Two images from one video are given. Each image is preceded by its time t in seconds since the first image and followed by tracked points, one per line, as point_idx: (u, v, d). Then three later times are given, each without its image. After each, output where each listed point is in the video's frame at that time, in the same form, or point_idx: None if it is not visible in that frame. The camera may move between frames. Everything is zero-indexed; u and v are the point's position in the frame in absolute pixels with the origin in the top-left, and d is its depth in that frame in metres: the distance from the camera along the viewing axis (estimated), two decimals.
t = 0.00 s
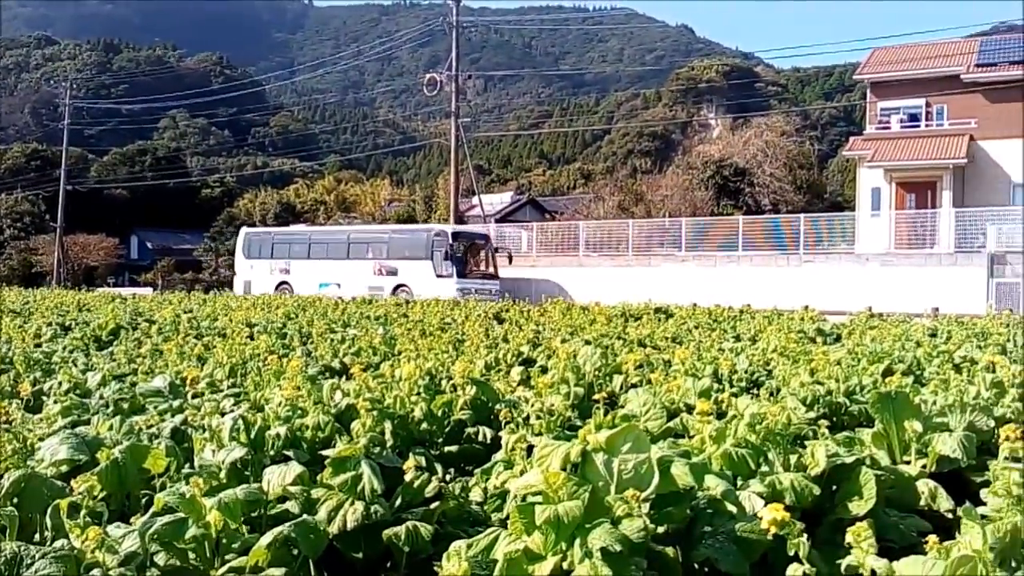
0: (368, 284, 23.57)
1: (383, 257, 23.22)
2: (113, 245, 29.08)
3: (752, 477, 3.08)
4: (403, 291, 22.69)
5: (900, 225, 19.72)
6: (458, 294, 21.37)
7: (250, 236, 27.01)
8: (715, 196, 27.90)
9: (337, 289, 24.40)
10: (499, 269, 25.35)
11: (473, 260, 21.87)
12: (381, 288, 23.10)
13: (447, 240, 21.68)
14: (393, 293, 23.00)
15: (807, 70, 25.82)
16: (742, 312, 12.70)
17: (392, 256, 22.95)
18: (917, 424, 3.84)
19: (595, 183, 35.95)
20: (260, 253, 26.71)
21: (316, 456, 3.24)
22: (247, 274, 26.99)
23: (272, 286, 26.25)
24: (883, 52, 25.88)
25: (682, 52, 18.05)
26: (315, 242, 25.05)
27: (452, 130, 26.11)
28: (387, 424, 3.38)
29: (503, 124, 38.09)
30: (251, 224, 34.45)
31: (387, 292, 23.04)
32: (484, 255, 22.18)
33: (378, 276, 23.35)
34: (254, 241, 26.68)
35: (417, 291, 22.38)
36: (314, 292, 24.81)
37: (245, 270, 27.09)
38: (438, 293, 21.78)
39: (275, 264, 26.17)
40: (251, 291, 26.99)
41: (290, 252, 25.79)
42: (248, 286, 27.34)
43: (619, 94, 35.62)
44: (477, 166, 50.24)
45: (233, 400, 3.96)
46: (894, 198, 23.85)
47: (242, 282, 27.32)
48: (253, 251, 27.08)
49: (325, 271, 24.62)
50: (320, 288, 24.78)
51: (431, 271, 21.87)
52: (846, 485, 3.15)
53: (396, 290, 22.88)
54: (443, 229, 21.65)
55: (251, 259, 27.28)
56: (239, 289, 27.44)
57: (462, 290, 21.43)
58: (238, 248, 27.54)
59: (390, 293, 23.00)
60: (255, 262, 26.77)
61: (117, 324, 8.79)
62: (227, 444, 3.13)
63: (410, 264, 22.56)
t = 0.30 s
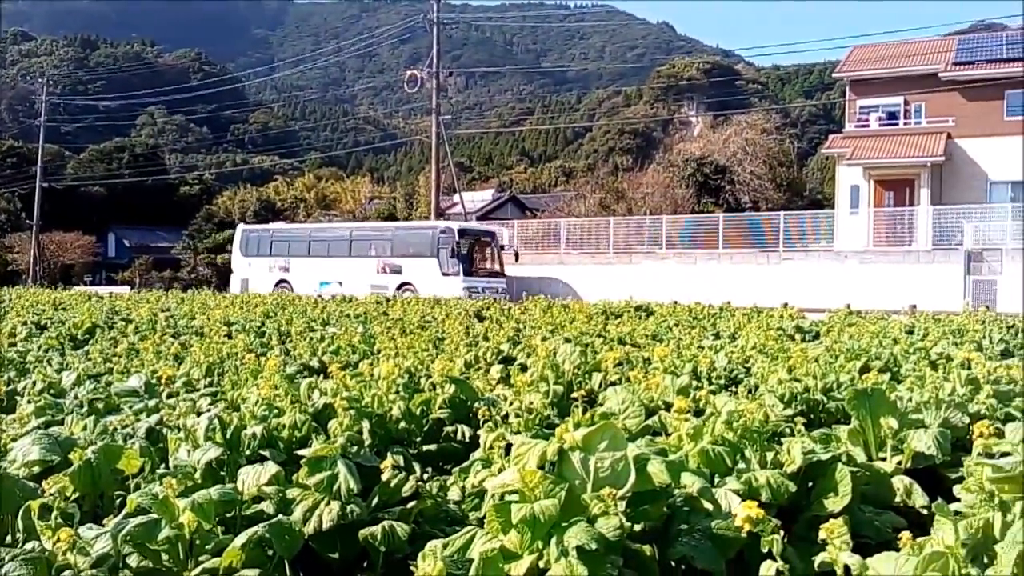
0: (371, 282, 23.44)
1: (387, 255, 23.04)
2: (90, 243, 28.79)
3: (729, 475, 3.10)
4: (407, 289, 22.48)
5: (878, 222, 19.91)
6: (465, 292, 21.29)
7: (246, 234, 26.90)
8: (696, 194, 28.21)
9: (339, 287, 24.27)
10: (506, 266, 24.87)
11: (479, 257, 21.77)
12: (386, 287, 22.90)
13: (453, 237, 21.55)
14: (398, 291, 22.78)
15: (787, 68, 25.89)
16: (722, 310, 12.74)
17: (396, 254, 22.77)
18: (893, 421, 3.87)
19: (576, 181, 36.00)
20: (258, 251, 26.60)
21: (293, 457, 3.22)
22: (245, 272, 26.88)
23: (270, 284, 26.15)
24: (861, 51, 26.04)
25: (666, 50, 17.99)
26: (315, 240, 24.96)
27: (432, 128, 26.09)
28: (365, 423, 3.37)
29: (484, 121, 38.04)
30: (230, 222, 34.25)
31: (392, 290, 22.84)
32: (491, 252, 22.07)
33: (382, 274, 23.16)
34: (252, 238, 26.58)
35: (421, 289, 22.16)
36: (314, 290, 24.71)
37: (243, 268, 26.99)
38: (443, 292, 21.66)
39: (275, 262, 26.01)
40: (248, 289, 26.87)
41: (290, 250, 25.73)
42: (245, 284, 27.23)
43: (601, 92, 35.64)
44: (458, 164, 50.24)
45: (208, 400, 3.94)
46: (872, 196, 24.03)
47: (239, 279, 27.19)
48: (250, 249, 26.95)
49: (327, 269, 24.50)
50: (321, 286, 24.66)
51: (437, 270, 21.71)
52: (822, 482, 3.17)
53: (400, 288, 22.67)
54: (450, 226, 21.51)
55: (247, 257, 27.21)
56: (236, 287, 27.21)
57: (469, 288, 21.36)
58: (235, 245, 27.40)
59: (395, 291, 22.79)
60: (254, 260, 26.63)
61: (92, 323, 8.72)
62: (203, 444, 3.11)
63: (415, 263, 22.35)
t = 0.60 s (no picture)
0: (372, 282, 23.26)
1: (389, 254, 22.87)
2: (63, 242, 28.55)
3: (704, 474, 3.11)
4: (411, 289, 22.32)
5: (854, 222, 20.05)
6: (470, 292, 21.12)
7: (243, 232, 26.75)
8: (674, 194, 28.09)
9: (339, 287, 24.12)
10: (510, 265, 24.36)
11: (484, 257, 21.59)
12: (388, 286, 22.72)
13: (459, 236, 21.39)
14: (402, 290, 22.59)
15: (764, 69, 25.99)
16: (699, 309, 12.78)
17: (398, 253, 22.61)
18: (866, 420, 3.91)
19: (554, 181, 35.98)
20: (256, 250, 26.46)
21: (266, 457, 3.21)
22: (242, 271, 26.73)
23: (269, 283, 26.00)
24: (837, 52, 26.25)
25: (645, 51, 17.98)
26: (315, 239, 24.84)
27: (410, 127, 26.02)
28: (340, 423, 3.36)
29: (463, 120, 37.94)
30: (206, 221, 34.03)
31: (395, 290, 22.65)
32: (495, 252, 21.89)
33: (384, 273, 22.98)
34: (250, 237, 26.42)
35: (425, 290, 21.99)
36: (314, 290, 24.59)
37: (240, 267, 26.84)
38: (448, 293, 21.47)
39: (273, 261, 25.97)
40: (244, 288, 26.70)
41: (289, 249, 25.61)
42: (242, 282, 27.07)
43: (579, 92, 35.64)
44: (437, 163, 50.13)
45: (182, 400, 3.92)
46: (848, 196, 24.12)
47: (236, 278, 27.01)
48: (247, 247, 26.79)
49: (327, 269, 24.37)
50: (321, 286, 24.49)
51: (442, 269, 21.53)
52: (795, 480, 3.19)
53: (404, 288, 22.48)
54: (456, 223, 21.39)
55: (244, 256, 27.06)
56: (232, 286, 27.05)
57: (474, 288, 21.19)
58: (232, 243, 27.25)
59: (398, 291, 22.59)
60: (251, 259, 26.50)
61: (65, 323, 8.63)
62: (175, 444, 3.10)
63: (419, 262, 22.18)
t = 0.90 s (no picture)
0: (376, 283, 22.68)
1: (394, 254, 22.38)
2: (37, 242, 28.26)
3: (678, 474, 3.12)
4: (417, 290, 21.87)
5: (830, 224, 20.21)
6: (479, 293, 20.77)
7: (239, 232, 25.92)
8: (652, 195, 28.22)
9: (342, 288, 23.41)
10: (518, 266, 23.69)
11: (491, 257, 21.20)
12: (394, 288, 22.24)
13: (466, 235, 20.99)
14: (407, 292, 22.17)
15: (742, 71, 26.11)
16: (678, 310, 12.83)
17: (404, 253, 22.14)
18: (840, 420, 3.95)
19: (533, 181, 35.95)
20: (254, 250, 25.65)
21: (240, 459, 3.18)
22: (240, 272, 25.94)
23: (268, 284, 25.23)
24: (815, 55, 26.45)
25: (625, 52, 17.94)
26: (315, 238, 24.11)
27: (389, 127, 25.90)
28: (314, 425, 3.35)
29: (443, 121, 37.71)
30: (182, 221, 33.77)
31: (400, 291, 22.22)
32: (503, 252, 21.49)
33: (389, 275, 22.51)
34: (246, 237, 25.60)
35: (433, 292, 21.60)
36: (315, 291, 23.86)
37: (237, 268, 26.05)
38: (457, 294, 21.07)
39: (272, 262, 25.15)
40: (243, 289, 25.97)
41: (287, 249, 24.83)
42: (240, 283, 26.26)
43: (559, 93, 35.69)
44: (416, 164, 50.08)
45: (156, 402, 3.90)
46: (824, 198, 24.18)
47: (233, 279, 26.23)
48: (245, 248, 26.01)
49: (328, 269, 23.69)
50: (322, 287, 23.79)
51: (450, 269, 21.12)
52: (769, 480, 3.21)
53: (410, 290, 22.08)
54: (464, 224, 20.96)
55: (240, 257, 26.27)
56: (230, 286, 26.32)
57: (483, 289, 20.84)
58: (228, 243, 26.44)
59: (403, 293, 22.19)
60: (248, 260, 25.73)
61: (37, 325, 8.52)
62: (146, 447, 3.08)
63: (426, 263, 21.78)
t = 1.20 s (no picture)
0: (383, 286, 22.28)
1: (402, 257, 22.07)
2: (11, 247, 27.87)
3: (654, 477, 3.13)
4: (426, 294, 21.55)
5: (807, 226, 20.40)
6: (490, 296, 20.64)
7: (240, 236, 25.44)
8: (631, 198, 28.00)
9: (347, 292, 22.96)
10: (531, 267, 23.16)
11: (501, 260, 21.14)
12: (401, 291, 21.88)
13: (476, 238, 21.03)
14: (415, 296, 21.85)
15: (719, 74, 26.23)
16: (658, 312, 12.87)
17: (412, 256, 21.85)
18: (815, 423, 3.97)
19: (512, 184, 35.88)
20: (255, 255, 25.14)
21: (213, 467, 3.16)
22: (240, 277, 25.39)
23: (270, 289, 24.69)
24: (790, 57, 26.73)
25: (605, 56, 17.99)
26: (320, 242, 23.68)
27: (367, 131, 25.80)
28: (290, 432, 3.33)
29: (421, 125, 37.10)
30: (158, 225, 33.50)
31: (408, 295, 21.87)
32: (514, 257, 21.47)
33: (396, 278, 22.14)
34: (247, 241, 25.15)
35: (443, 296, 21.32)
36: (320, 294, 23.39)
37: (237, 273, 25.50)
38: (467, 297, 20.97)
39: (273, 266, 24.66)
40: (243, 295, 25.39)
41: (290, 252, 24.38)
42: (240, 289, 25.70)
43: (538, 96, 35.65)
44: (394, 168, 49.96)
45: (129, 409, 3.87)
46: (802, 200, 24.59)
47: (233, 284, 25.66)
48: (245, 252, 25.49)
49: (332, 273, 23.24)
50: (327, 291, 23.34)
51: (460, 272, 21.04)
52: (745, 483, 3.21)
53: (417, 294, 21.74)
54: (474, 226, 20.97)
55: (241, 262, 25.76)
56: (230, 292, 25.75)
57: (494, 292, 20.74)
58: (227, 248, 25.90)
59: (411, 297, 21.85)
60: (249, 265, 25.22)
61: (10, 332, 8.42)
62: (119, 455, 3.06)
63: (435, 267, 21.50)
